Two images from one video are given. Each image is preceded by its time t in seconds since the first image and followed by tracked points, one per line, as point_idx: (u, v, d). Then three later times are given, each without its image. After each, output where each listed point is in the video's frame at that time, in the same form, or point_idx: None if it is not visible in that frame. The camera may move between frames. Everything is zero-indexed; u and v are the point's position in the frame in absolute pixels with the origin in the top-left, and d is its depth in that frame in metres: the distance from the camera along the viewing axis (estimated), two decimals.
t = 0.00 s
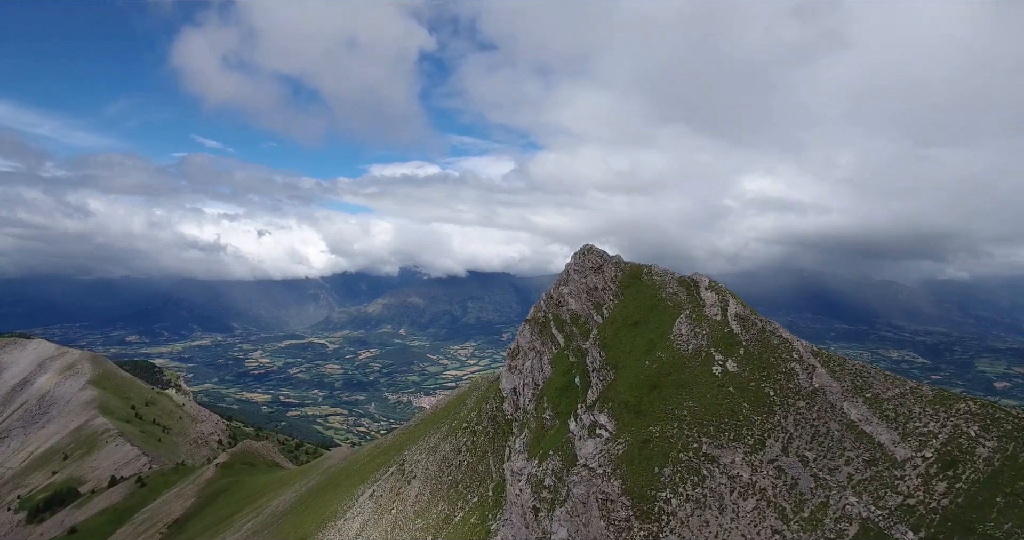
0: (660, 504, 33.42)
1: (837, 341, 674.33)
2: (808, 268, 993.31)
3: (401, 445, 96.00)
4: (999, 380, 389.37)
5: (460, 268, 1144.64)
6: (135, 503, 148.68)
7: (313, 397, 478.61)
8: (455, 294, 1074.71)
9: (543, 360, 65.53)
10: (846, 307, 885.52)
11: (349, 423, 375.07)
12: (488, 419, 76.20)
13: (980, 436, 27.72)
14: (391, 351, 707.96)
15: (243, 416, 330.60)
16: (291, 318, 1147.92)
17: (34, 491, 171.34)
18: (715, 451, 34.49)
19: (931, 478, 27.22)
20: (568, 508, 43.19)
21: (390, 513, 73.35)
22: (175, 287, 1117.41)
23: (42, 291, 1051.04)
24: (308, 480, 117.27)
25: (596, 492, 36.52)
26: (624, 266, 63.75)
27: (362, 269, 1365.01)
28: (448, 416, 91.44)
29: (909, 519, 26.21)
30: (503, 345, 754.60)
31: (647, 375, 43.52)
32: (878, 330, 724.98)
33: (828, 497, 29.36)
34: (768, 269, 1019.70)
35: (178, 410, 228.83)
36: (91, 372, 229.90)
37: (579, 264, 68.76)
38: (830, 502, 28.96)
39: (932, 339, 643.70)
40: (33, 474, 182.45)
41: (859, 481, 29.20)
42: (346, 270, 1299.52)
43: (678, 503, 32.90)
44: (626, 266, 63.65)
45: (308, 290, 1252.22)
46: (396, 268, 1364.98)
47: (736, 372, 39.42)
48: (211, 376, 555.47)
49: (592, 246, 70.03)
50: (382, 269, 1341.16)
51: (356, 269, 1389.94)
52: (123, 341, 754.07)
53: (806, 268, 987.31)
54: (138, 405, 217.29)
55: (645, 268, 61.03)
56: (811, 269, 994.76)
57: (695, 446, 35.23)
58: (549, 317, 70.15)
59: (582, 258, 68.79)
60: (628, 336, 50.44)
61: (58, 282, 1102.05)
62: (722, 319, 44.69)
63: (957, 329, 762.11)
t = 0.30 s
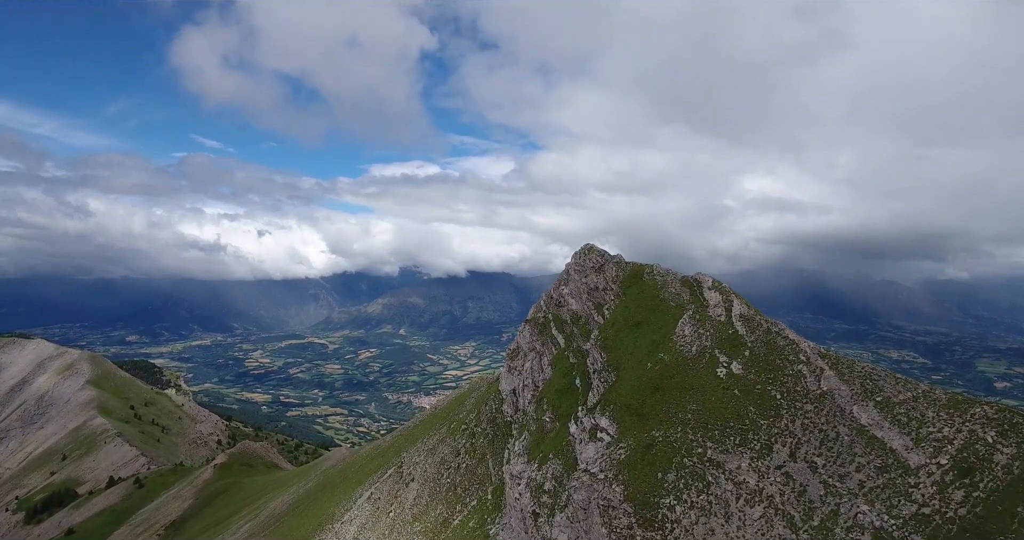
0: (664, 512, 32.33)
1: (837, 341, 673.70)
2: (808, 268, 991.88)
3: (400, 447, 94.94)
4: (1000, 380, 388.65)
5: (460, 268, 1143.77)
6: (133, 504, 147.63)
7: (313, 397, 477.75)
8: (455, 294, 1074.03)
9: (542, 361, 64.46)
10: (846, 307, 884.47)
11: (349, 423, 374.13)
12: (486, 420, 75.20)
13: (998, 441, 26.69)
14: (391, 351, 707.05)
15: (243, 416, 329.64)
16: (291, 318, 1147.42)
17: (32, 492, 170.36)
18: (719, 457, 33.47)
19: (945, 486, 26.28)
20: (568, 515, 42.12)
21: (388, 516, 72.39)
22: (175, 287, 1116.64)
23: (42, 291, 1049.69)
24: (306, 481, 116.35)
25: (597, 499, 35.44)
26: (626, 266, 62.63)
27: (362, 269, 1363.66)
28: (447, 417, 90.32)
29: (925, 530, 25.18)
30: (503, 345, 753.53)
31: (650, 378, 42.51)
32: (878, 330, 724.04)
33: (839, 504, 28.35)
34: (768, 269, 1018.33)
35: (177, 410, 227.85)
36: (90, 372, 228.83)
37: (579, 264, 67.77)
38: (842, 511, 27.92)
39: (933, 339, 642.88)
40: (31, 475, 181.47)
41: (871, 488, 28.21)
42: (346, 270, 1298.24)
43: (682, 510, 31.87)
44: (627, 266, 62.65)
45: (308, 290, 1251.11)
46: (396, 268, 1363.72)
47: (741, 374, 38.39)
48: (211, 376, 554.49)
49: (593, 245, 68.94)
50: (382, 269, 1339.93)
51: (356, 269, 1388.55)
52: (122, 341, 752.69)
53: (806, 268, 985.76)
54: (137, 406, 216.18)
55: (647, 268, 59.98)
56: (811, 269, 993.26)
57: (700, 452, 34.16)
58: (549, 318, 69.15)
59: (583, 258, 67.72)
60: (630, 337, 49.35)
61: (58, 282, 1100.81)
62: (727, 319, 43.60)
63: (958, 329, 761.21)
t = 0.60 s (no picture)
0: (668, 520, 31.29)
1: (838, 341, 673.14)
2: (808, 268, 990.34)
3: (399, 448, 94.12)
4: (1000, 380, 388.16)
5: (460, 268, 1143.37)
6: (131, 506, 146.90)
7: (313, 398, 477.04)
8: (455, 294, 1073.74)
9: (542, 361, 63.63)
10: (847, 307, 883.49)
11: (349, 423, 373.63)
12: (486, 422, 74.15)
13: (1013, 447, 25.74)
14: (391, 351, 706.41)
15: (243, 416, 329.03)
16: (291, 318, 1147.79)
17: (30, 493, 169.47)
18: (724, 461, 32.52)
19: (961, 493, 25.33)
20: (568, 519, 41.12)
21: (386, 519, 71.47)
22: (175, 287, 1115.99)
23: (42, 291, 1049.50)
24: (304, 482, 115.40)
25: (599, 505, 34.53)
26: (627, 266, 61.65)
27: (362, 269, 1363.22)
28: (446, 418, 89.41)
29: None
30: (503, 345, 752.77)
31: (653, 379, 41.57)
32: (879, 330, 723.32)
33: (849, 512, 27.45)
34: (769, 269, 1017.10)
35: (176, 410, 226.82)
36: (89, 372, 227.93)
37: (580, 263, 66.87)
38: (852, 520, 27.00)
39: (933, 339, 642.00)
40: (29, 475, 180.70)
41: (882, 496, 27.28)
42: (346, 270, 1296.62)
43: (686, 518, 30.88)
44: (628, 266, 61.62)
45: (308, 290, 1250.68)
46: (396, 269, 1362.94)
47: (747, 376, 37.46)
48: (211, 376, 553.97)
49: (594, 244, 68.07)
50: (383, 269, 1339.62)
51: (357, 269, 1387.73)
52: (123, 341, 752.46)
53: (806, 268, 984.21)
54: (136, 406, 215.52)
55: (648, 268, 59.03)
56: (812, 269, 991.50)
57: (705, 456, 33.17)
58: (549, 318, 68.33)
59: (583, 257, 66.84)
60: (631, 338, 48.53)
61: (58, 282, 1100.24)
62: (731, 321, 42.65)
63: (958, 329, 760.03)
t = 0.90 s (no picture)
0: (671, 527, 30.41)
1: (838, 341, 672.04)
2: (808, 268, 989.36)
3: (397, 450, 93.25)
4: (1000, 381, 387.68)
5: (460, 268, 1142.70)
6: (129, 507, 145.73)
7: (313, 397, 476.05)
8: (455, 294, 1073.15)
9: (542, 362, 62.78)
10: (847, 307, 882.75)
11: (349, 423, 372.49)
12: (485, 424, 73.30)
13: None
14: (391, 351, 705.51)
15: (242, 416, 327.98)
16: (291, 318, 1146.34)
17: (28, 493, 168.49)
18: (728, 466, 31.67)
19: (976, 502, 24.44)
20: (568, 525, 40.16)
21: (384, 523, 70.43)
22: (175, 287, 1114.81)
23: (42, 290, 1048.36)
24: (303, 484, 114.60)
25: (600, 511, 33.61)
26: (628, 266, 60.69)
27: (362, 269, 1362.74)
28: (444, 420, 88.45)
29: None
30: (503, 345, 751.98)
31: (655, 382, 40.64)
32: (879, 330, 722.61)
33: (861, 521, 26.46)
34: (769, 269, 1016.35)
35: (175, 410, 225.81)
36: (87, 372, 226.76)
37: (580, 264, 66.00)
38: (862, 529, 26.10)
39: (934, 339, 641.21)
40: (27, 476, 179.65)
41: (892, 504, 26.39)
42: (346, 270, 1294.77)
43: (691, 526, 29.89)
44: (629, 266, 60.75)
45: (308, 290, 1249.67)
46: (396, 268, 1362.11)
47: (752, 379, 36.50)
48: (211, 376, 552.94)
49: (594, 244, 67.15)
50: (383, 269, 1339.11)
51: (357, 269, 1386.81)
52: (122, 341, 751.06)
53: (806, 268, 983.14)
54: (135, 406, 214.55)
55: (650, 268, 58.05)
56: (812, 269, 990.66)
57: (709, 462, 32.23)
58: (549, 318, 67.36)
59: (584, 258, 65.88)
60: (632, 339, 47.60)
61: (58, 281, 1098.49)
62: (736, 322, 41.67)
63: (958, 329, 759.11)
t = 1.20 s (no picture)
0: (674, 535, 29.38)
1: (839, 341, 669.32)
2: (809, 268, 986.53)
3: (396, 451, 92.45)
4: (1002, 381, 386.07)
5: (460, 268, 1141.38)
6: (127, 507, 144.83)
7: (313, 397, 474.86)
8: (455, 294, 1071.71)
9: (542, 363, 61.95)
10: (848, 307, 880.37)
11: (349, 423, 371.34)
12: (484, 426, 72.45)
13: None
14: (391, 351, 704.49)
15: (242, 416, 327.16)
16: (291, 318, 1146.21)
17: (27, 494, 167.51)
18: (734, 471, 30.79)
19: (995, 511, 23.50)
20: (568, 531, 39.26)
21: (381, 525, 69.53)
22: (176, 286, 1114.77)
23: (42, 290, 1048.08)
24: (302, 484, 113.80)
25: (601, 517, 32.69)
26: (630, 265, 59.77)
27: (362, 269, 1362.25)
28: (444, 421, 87.55)
29: None
30: (504, 345, 751.02)
31: (658, 383, 39.79)
32: (880, 330, 720.27)
33: (872, 531, 25.60)
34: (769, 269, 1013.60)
35: (175, 411, 224.77)
36: (86, 372, 225.79)
37: (581, 263, 64.98)
38: None
39: (935, 339, 638.57)
40: (26, 477, 178.74)
41: (905, 512, 25.52)
42: (347, 269, 1292.22)
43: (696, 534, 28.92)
44: (630, 265, 59.81)
45: (309, 290, 1249.18)
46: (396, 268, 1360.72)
47: (759, 381, 35.47)
48: (211, 376, 552.05)
49: (595, 244, 66.30)
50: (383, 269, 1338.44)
51: (357, 269, 1385.61)
52: (123, 341, 750.21)
53: (807, 268, 980.54)
54: (135, 406, 213.57)
55: (651, 267, 57.24)
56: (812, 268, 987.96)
57: (714, 467, 31.24)
58: (549, 318, 66.51)
59: (584, 257, 65.06)
60: (633, 339, 46.79)
61: (58, 281, 1098.13)
62: (740, 323, 40.70)
63: (959, 329, 756.47)
